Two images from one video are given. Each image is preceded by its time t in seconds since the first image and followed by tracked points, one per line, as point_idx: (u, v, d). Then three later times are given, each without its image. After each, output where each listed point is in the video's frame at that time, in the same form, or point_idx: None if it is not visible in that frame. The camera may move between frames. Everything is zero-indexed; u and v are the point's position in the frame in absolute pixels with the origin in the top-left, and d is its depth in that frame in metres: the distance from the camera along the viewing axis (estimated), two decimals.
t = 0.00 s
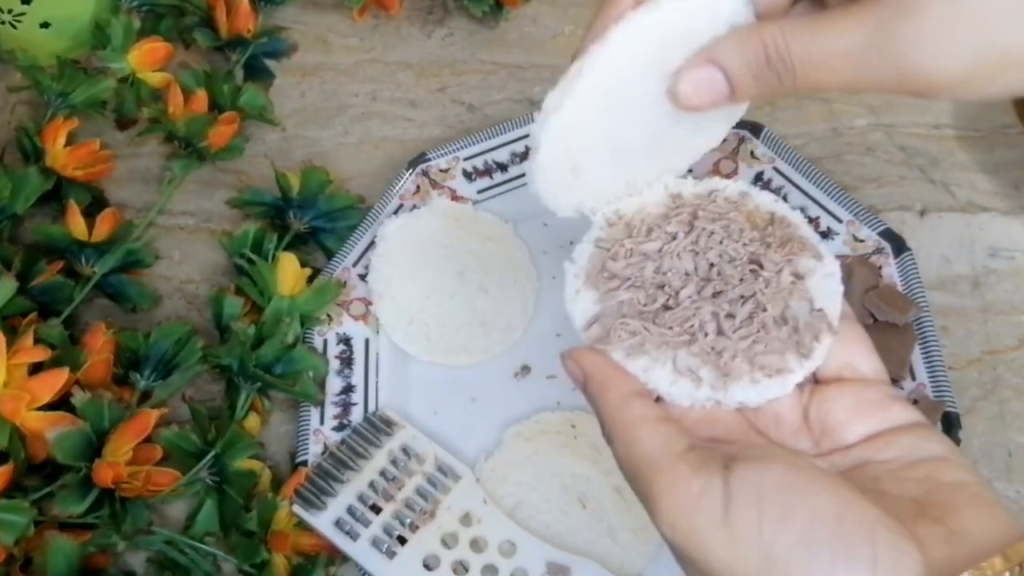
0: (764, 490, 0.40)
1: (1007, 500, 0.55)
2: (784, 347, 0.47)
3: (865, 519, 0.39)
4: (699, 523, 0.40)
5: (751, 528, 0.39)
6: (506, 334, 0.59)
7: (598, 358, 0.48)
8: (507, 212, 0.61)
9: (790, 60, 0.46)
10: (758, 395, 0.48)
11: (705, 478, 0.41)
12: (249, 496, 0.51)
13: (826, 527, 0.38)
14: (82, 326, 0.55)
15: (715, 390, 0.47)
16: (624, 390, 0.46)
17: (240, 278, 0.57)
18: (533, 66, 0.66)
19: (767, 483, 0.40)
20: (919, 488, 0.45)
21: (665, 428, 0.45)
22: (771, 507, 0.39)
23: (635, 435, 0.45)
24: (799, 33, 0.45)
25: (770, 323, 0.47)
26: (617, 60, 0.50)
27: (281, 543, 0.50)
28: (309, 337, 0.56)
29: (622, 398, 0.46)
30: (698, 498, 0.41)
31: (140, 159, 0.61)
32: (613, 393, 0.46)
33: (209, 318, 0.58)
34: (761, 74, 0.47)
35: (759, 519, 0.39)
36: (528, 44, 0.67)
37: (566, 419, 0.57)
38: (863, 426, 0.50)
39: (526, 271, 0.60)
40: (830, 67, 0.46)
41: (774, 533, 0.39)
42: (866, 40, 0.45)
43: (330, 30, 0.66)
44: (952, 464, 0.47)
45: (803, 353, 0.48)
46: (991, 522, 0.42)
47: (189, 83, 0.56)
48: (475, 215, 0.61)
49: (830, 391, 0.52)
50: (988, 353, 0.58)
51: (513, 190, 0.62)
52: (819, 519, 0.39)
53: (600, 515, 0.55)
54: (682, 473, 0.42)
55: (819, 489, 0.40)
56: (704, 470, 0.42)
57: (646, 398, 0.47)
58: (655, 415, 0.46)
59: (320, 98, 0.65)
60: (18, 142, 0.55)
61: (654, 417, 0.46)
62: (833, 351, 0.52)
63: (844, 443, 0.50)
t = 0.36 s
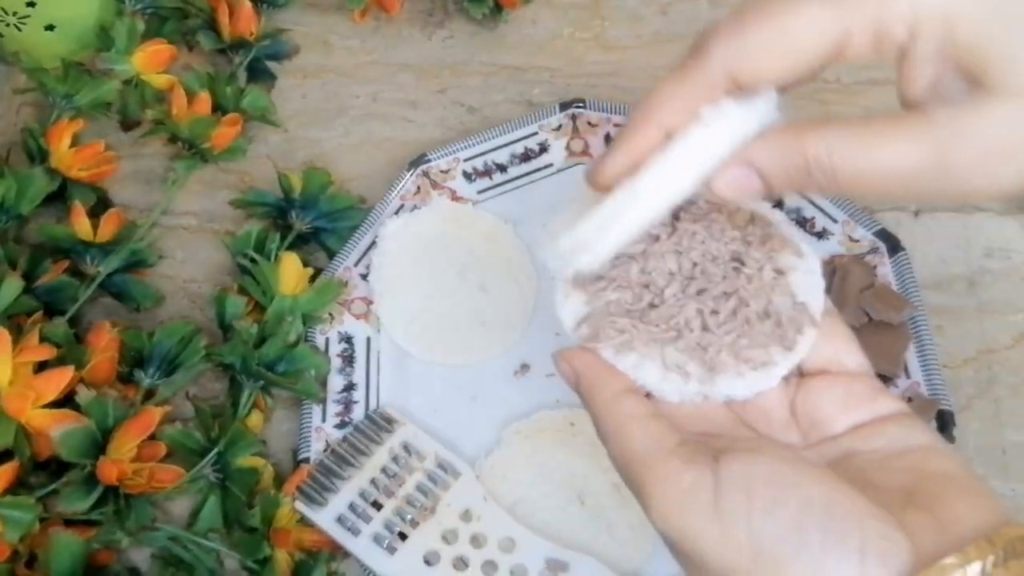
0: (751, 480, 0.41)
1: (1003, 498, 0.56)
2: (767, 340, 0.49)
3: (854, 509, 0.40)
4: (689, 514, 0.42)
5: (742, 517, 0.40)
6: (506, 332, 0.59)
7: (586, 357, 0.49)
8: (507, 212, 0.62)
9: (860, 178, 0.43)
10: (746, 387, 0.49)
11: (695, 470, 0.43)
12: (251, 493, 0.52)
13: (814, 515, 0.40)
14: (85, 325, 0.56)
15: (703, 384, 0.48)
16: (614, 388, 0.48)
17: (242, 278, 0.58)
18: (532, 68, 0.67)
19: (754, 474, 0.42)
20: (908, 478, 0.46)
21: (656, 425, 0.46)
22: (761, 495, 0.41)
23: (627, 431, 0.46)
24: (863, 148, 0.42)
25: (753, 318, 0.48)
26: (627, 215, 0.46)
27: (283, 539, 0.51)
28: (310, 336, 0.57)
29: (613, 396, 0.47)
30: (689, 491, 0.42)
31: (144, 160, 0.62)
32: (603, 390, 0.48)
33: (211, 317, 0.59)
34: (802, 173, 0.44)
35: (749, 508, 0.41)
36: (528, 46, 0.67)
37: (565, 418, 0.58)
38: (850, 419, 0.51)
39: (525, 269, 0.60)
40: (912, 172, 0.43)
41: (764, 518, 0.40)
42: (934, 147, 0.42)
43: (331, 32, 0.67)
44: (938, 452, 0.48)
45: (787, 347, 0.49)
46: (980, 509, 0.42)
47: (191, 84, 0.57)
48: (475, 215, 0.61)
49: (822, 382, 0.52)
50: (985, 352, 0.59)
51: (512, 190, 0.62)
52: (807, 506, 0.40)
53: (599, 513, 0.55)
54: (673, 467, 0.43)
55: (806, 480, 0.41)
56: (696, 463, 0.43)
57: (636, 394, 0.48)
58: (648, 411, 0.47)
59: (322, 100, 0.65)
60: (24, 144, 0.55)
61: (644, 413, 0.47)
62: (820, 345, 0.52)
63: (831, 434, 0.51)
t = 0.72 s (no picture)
0: (749, 475, 0.42)
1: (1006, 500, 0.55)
2: (763, 333, 0.51)
3: (850, 500, 0.40)
4: (687, 508, 0.42)
5: (738, 510, 0.41)
6: (506, 333, 0.59)
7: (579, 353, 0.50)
8: (507, 212, 0.61)
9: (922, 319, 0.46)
10: (740, 381, 0.50)
11: (693, 464, 0.43)
12: (250, 495, 0.51)
13: (811, 509, 0.40)
14: (83, 326, 0.56)
15: (699, 378, 0.50)
16: (614, 383, 0.49)
17: (241, 278, 0.57)
18: (532, 67, 0.66)
19: (752, 467, 0.42)
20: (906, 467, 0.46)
21: (654, 419, 0.47)
22: (757, 489, 0.41)
23: (624, 425, 0.47)
24: (925, 287, 0.45)
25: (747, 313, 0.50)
26: (676, 318, 0.48)
27: (282, 542, 0.50)
28: (309, 336, 0.56)
29: (610, 392, 0.48)
30: (685, 487, 0.42)
31: (142, 159, 0.62)
32: (602, 387, 0.49)
33: (210, 318, 0.58)
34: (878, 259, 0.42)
35: (745, 500, 0.41)
36: (528, 44, 0.67)
37: (566, 418, 0.57)
38: (847, 412, 0.52)
39: (525, 269, 0.60)
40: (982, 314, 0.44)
41: (762, 510, 0.40)
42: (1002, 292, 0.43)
43: (330, 30, 0.67)
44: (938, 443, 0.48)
45: (782, 339, 0.51)
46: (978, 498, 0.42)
47: (190, 83, 0.57)
48: (475, 215, 0.61)
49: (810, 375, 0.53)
50: (988, 353, 0.59)
51: (512, 190, 0.62)
52: (805, 498, 0.40)
53: (600, 514, 0.55)
54: (674, 462, 0.44)
55: (807, 473, 0.41)
56: (694, 456, 0.44)
57: (631, 389, 0.49)
58: (643, 407, 0.47)
59: (320, 99, 0.65)
60: (21, 143, 0.55)
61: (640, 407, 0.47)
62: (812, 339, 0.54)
63: (828, 427, 0.52)
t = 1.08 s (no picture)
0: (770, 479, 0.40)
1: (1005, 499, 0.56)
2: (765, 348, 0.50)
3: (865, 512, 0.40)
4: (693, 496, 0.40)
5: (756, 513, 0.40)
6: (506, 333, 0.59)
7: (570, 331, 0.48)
8: (507, 211, 0.61)
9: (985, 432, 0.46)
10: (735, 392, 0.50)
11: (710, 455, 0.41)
12: (250, 495, 0.51)
13: (829, 517, 0.39)
14: (83, 326, 0.56)
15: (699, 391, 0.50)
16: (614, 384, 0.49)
17: (241, 278, 0.57)
18: (532, 67, 0.66)
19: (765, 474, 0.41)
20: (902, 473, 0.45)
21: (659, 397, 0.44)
22: (775, 493, 0.40)
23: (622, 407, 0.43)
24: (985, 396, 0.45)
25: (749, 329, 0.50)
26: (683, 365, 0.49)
27: (282, 542, 0.51)
28: (309, 336, 0.57)
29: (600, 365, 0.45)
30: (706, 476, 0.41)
31: (142, 159, 0.62)
32: (587, 359, 0.45)
33: (210, 318, 0.58)
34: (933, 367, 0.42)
35: (764, 504, 0.40)
36: (528, 44, 0.67)
37: (566, 418, 0.57)
38: (842, 423, 0.51)
39: (526, 269, 0.59)
40: None
41: (778, 517, 0.39)
42: None
43: (330, 30, 0.67)
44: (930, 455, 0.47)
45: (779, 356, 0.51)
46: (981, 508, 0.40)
47: (190, 84, 0.57)
48: (475, 215, 0.60)
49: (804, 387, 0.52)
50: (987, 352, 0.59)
51: (513, 189, 0.62)
52: (824, 509, 0.39)
53: (600, 514, 0.55)
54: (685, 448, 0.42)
55: (823, 483, 0.41)
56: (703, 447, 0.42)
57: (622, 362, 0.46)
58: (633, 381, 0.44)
59: (320, 99, 0.65)
60: (21, 143, 0.55)
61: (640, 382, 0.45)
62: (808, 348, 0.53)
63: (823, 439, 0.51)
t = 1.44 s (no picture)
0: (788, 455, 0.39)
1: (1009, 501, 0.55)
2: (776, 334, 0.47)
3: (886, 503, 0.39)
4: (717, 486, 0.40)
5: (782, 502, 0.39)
6: (506, 333, 0.59)
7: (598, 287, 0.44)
8: (507, 211, 0.61)
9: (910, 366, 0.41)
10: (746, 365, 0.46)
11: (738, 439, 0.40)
12: (249, 496, 0.51)
13: (857, 515, 0.38)
14: (82, 326, 0.55)
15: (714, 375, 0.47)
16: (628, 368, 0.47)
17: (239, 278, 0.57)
18: (533, 66, 0.66)
19: (789, 459, 0.40)
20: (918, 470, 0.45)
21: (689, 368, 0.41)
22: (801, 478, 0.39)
23: (659, 386, 0.41)
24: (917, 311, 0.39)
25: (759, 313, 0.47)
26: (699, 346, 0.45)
27: (282, 543, 0.50)
28: (308, 336, 0.56)
29: (654, 333, 0.42)
30: (730, 461, 0.39)
31: (141, 159, 0.61)
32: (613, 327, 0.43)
33: (209, 318, 0.58)
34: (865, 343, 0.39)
35: (791, 492, 0.39)
36: (528, 44, 0.67)
37: (566, 419, 0.57)
38: (849, 418, 0.52)
39: (527, 271, 0.59)
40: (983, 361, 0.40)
41: (809, 507, 0.39)
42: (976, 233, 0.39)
43: (329, 30, 0.66)
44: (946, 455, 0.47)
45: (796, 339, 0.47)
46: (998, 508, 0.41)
47: (189, 83, 0.56)
48: (475, 215, 0.60)
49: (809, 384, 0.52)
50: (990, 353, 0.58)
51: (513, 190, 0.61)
52: (853, 497, 0.39)
53: (601, 515, 0.54)
54: (712, 433, 0.40)
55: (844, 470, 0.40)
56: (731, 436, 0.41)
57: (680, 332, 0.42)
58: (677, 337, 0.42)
59: (320, 98, 0.65)
60: (19, 143, 0.55)
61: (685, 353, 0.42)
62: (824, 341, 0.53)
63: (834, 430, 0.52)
